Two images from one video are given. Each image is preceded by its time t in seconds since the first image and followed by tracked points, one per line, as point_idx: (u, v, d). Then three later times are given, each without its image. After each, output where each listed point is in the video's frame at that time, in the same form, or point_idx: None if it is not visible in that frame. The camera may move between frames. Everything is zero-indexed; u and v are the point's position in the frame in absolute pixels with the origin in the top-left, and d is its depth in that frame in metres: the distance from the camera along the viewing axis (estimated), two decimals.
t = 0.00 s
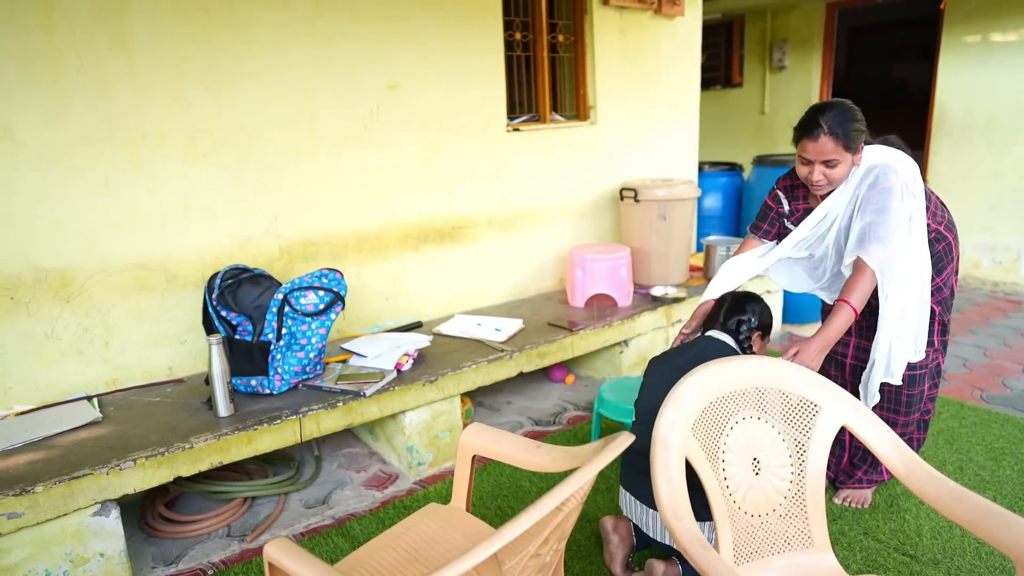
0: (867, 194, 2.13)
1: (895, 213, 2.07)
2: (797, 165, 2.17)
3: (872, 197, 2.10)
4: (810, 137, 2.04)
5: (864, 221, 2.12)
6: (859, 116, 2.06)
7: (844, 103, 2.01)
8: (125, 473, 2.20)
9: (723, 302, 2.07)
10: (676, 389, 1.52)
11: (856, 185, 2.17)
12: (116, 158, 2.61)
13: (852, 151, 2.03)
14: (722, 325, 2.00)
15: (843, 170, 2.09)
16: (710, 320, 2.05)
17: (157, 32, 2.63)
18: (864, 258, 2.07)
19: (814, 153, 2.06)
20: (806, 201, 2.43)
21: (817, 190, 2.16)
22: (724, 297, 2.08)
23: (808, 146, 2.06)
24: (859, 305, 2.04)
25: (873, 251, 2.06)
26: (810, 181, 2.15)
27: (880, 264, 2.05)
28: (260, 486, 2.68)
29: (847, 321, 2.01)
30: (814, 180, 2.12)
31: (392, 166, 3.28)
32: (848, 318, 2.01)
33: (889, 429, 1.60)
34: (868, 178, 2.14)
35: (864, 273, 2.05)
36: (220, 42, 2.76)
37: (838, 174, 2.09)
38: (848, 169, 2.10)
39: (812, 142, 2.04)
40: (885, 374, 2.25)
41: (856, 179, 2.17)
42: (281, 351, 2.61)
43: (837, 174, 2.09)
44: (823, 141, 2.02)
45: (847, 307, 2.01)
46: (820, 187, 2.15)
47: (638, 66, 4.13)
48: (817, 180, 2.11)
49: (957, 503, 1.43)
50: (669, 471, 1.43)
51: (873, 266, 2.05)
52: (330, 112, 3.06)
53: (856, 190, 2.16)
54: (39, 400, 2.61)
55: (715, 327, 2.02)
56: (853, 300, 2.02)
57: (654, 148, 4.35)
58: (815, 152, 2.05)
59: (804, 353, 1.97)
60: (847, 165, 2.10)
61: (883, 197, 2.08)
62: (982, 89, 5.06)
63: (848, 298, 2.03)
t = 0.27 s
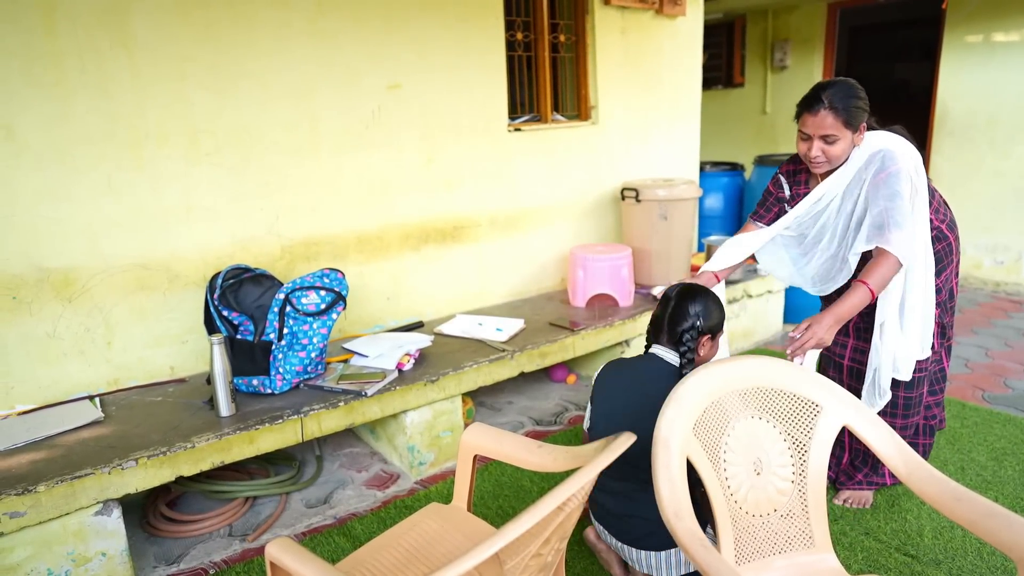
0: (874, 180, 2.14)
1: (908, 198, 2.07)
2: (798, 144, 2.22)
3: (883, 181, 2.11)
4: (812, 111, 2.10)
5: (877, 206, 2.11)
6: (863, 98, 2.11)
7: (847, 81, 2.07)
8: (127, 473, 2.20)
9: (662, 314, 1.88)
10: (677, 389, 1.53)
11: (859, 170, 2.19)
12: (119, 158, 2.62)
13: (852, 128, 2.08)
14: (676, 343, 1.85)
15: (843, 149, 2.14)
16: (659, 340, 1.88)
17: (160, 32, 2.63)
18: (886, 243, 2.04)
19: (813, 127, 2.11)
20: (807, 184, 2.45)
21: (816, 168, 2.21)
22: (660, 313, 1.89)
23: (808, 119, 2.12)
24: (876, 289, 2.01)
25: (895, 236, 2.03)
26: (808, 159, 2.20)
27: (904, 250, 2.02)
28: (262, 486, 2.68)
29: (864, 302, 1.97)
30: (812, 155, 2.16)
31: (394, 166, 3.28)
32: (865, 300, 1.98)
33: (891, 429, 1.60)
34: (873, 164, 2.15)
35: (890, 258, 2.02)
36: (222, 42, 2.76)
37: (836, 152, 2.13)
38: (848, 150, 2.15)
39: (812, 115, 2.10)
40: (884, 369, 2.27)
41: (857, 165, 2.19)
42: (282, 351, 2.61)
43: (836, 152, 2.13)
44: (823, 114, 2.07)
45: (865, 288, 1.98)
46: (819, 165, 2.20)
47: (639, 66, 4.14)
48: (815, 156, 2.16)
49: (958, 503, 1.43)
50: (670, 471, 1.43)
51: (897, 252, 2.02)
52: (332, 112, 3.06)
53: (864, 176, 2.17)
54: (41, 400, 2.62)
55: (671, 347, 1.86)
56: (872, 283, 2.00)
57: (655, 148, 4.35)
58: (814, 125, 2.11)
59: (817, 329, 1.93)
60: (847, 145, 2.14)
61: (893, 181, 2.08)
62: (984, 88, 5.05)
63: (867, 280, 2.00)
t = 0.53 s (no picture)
0: (901, 150, 2.19)
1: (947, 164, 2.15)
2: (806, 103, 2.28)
3: (915, 152, 2.17)
4: (820, 66, 2.17)
5: (914, 177, 2.16)
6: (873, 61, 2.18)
7: (860, 41, 2.14)
8: (126, 472, 2.20)
9: (711, 335, 1.91)
10: (675, 389, 1.53)
11: (875, 142, 2.22)
12: (118, 158, 2.62)
13: (859, 86, 2.14)
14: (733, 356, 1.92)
15: (849, 109, 2.19)
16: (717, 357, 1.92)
17: (159, 32, 2.63)
18: (945, 206, 2.11)
19: (820, 83, 2.18)
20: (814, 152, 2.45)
21: (821, 127, 2.26)
22: (711, 331, 1.91)
23: (817, 75, 2.18)
24: (934, 246, 2.12)
25: (954, 200, 2.10)
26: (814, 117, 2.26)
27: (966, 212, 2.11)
28: (262, 486, 2.69)
29: (915, 258, 2.13)
30: (818, 112, 2.22)
31: (394, 166, 3.28)
32: (918, 255, 2.13)
33: (889, 429, 1.60)
34: (891, 135, 2.20)
35: (955, 220, 2.10)
36: (221, 42, 2.76)
37: (841, 109, 2.19)
38: (854, 109, 2.20)
39: (821, 71, 2.16)
40: (889, 345, 2.28)
41: (872, 137, 2.23)
42: (281, 350, 2.61)
43: (840, 110, 2.19)
44: (831, 69, 2.14)
45: (922, 245, 2.11)
46: (825, 124, 2.25)
47: (639, 66, 4.13)
48: (820, 112, 2.21)
49: (956, 503, 1.43)
50: (667, 471, 1.43)
51: (961, 215, 2.11)
52: (332, 111, 3.06)
53: (889, 148, 2.21)
54: (41, 399, 2.62)
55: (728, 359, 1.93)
56: (932, 240, 2.12)
57: (655, 148, 4.35)
58: (822, 80, 2.17)
59: (861, 276, 2.16)
60: (854, 104, 2.19)
61: (925, 148, 2.15)
62: (985, 88, 5.05)
63: (926, 236, 2.12)
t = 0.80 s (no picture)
0: (931, 128, 2.18)
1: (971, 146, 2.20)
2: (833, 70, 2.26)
3: (945, 132, 2.17)
4: (849, 31, 2.16)
5: (942, 156, 2.17)
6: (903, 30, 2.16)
7: (891, 10, 2.13)
8: (128, 472, 2.20)
9: (719, 317, 1.90)
10: (678, 389, 1.52)
11: (905, 117, 2.19)
12: (120, 158, 2.62)
13: (886, 51, 2.12)
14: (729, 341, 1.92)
15: (875, 76, 2.17)
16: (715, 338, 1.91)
17: (161, 31, 2.63)
18: (972, 185, 2.16)
19: (847, 47, 2.16)
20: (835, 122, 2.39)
21: (846, 93, 2.24)
22: (716, 318, 1.90)
23: (845, 39, 2.17)
24: (956, 223, 2.19)
25: (978, 181, 2.16)
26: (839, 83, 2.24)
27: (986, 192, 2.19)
28: (264, 485, 2.69)
29: (939, 234, 2.20)
30: (843, 77, 2.20)
31: (396, 166, 3.28)
32: (943, 231, 2.20)
33: (892, 429, 1.60)
34: (922, 113, 2.18)
35: (979, 200, 2.17)
36: (223, 42, 2.76)
37: (867, 75, 2.17)
38: (880, 76, 2.18)
39: (848, 35, 2.15)
40: (934, 331, 2.27)
41: (903, 111, 2.19)
42: (283, 350, 2.61)
43: (865, 76, 2.17)
44: (858, 33, 2.13)
45: (946, 221, 2.18)
46: (849, 90, 2.23)
47: (641, 66, 4.13)
48: (845, 76, 2.19)
49: (959, 504, 1.42)
50: (671, 471, 1.42)
51: (983, 196, 2.17)
52: (334, 111, 3.06)
53: (919, 125, 2.18)
54: (44, 399, 2.62)
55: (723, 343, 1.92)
56: (955, 218, 2.19)
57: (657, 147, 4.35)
58: (850, 44, 2.15)
59: (883, 250, 2.23)
60: (881, 72, 2.17)
61: (956, 128, 2.17)
62: (988, 88, 5.04)
63: (950, 214, 2.19)
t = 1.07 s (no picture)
0: (942, 122, 2.17)
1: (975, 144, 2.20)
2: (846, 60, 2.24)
3: (954, 128, 2.16)
4: (862, 19, 2.15)
5: (946, 151, 2.16)
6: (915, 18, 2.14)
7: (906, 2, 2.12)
8: (131, 472, 2.20)
9: (665, 226, 1.98)
10: (680, 388, 1.52)
11: (919, 107, 2.17)
12: (122, 158, 2.62)
13: (899, 38, 2.09)
14: (681, 249, 1.99)
15: (888, 64, 2.14)
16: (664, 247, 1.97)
17: (163, 31, 2.63)
18: (969, 184, 2.16)
19: (860, 35, 2.14)
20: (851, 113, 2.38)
21: (860, 83, 2.21)
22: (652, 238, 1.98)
23: (858, 28, 2.15)
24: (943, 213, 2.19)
25: (976, 180, 2.17)
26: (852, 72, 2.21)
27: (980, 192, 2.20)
28: (266, 485, 2.69)
29: (922, 216, 2.20)
30: (855, 65, 2.18)
31: (397, 166, 3.28)
32: (926, 216, 2.19)
33: (894, 428, 1.59)
34: (936, 105, 2.17)
35: (972, 200, 2.18)
36: (224, 42, 2.76)
37: (879, 62, 2.14)
38: (892, 65, 2.15)
39: (861, 24, 2.14)
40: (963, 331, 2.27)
41: (917, 101, 2.17)
42: (285, 350, 2.61)
43: (878, 64, 2.14)
44: (871, 21, 2.11)
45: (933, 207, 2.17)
46: (863, 80, 2.20)
47: (643, 66, 4.13)
48: (857, 64, 2.17)
49: (963, 503, 1.42)
50: (674, 471, 1.42)
51: (977, 195, 2.18)
52: (336, 112, 3.06)
53: (930, 117, 2.17)
54: (45, 398, 2.62)
55: (677, 252, 1.99)
56: (942, 209, 2.18)
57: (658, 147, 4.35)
58: (863, 32, 2.14)
59: (860, 207, 2.23)
60: (894, 61, 2.14)
61: (965, 126, 2.16)
62: (989, 88, 5.04)
63: (939, 203, 2.18)
